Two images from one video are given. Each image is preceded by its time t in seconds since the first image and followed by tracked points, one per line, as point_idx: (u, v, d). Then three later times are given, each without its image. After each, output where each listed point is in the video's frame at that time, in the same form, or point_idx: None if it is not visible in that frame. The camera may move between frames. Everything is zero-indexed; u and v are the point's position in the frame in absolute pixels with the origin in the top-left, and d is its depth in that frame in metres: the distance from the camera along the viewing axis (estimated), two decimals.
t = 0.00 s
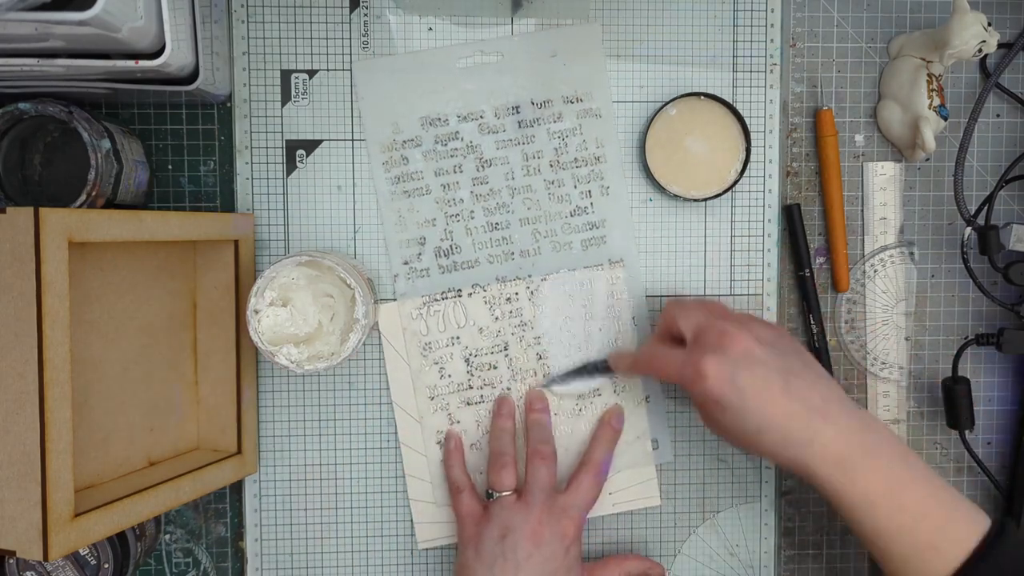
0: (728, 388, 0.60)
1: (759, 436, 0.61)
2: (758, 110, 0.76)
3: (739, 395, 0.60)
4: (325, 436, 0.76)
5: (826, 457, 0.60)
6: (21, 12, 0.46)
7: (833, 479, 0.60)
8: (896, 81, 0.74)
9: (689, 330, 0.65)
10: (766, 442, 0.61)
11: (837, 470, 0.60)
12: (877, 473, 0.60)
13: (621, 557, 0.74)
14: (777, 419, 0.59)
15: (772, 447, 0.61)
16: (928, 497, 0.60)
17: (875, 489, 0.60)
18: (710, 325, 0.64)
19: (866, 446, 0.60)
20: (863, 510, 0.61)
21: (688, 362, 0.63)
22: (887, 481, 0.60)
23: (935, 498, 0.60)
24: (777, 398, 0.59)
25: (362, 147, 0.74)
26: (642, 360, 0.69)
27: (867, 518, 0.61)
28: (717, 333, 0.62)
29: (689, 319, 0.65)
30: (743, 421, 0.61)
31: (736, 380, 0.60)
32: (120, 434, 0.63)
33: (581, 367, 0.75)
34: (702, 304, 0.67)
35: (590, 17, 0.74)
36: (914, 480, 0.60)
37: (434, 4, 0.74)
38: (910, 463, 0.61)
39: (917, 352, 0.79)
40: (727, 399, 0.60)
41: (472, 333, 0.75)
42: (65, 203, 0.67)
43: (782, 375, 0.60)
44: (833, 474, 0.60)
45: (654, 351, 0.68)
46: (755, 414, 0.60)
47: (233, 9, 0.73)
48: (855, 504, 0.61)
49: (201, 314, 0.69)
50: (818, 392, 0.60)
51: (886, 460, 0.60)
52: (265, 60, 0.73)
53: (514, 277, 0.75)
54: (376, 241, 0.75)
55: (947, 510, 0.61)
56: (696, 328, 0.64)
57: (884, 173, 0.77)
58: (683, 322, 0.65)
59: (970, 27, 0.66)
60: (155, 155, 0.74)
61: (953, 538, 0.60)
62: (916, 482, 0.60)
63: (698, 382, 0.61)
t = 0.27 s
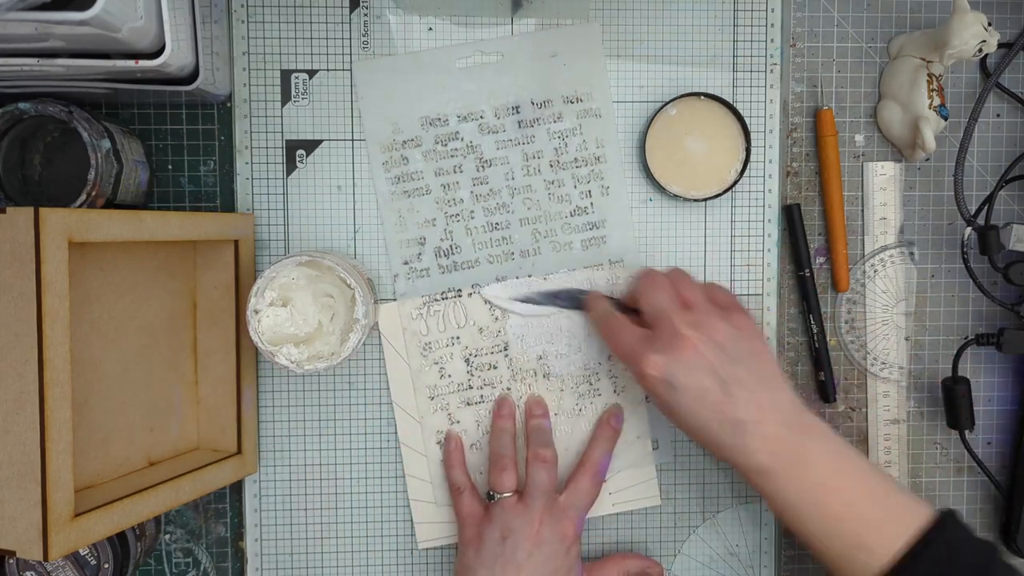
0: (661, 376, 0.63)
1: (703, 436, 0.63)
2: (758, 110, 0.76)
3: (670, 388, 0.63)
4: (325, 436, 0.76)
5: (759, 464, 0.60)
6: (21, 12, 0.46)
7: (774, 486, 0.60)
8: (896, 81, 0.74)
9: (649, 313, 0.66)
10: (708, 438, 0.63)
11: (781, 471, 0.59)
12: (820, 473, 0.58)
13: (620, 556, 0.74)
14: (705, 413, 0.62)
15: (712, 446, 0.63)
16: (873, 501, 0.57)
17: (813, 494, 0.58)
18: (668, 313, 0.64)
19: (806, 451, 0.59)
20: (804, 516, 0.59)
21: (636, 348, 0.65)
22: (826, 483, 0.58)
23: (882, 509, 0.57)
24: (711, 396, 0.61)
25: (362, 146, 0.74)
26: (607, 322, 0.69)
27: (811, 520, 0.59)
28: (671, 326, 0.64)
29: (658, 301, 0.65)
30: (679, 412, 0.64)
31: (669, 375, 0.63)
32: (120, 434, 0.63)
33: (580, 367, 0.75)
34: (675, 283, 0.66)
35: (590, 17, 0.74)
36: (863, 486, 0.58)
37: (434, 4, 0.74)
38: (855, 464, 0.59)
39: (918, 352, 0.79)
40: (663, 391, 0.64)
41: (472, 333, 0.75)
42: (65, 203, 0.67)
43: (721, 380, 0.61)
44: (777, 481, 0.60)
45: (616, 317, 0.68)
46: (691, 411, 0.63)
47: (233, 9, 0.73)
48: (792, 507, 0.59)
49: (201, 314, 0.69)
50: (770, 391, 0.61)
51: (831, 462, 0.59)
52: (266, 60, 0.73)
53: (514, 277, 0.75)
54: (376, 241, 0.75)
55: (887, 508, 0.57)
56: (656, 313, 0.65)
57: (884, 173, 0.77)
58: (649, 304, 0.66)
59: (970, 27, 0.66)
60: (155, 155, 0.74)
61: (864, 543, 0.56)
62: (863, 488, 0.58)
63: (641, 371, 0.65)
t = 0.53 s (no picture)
0: (647, 419, 0.62)
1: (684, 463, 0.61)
2: (758, 110, 0.76)
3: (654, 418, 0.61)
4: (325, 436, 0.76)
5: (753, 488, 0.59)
6: (21, 12, 0.46)
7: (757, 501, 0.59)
8: (896, 81, 0.74)
9: (626, 351, 0.66)
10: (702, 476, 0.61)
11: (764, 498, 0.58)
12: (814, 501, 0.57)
13: None
14: (699, 445, 0.60)
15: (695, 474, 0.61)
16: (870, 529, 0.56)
17: (808, 521, 0.57)
18: (642, 349, 0.64)
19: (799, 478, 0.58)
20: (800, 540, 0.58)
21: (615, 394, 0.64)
22: (808, 506, 0.57)
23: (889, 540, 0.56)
24: (697, 420, 0.60)
25: (362, 147, 0.74)
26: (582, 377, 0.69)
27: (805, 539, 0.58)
28: (648, 361, 0.63)
29: (627, 340, 0.66)
30: (669, 449, 0.61)
31: (655, 412, 0.61)
32: (120, 434, 0.63)
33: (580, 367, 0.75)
34: (644, 323, 0.68)
35: (591, 17, 0.74)
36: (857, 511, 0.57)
37: (434, 4, 0.74)
38: (843, 471, 0.59)
39: (918, 352, 0.79)
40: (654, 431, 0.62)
41: (472, 333, 0.75)
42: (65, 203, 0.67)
43: (706, 406, 0.60)
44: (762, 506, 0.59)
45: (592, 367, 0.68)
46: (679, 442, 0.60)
47: (233, 9, 0.73)
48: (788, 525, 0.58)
49: (200, 315, 0.69)
50: (745, 408, 0.61)
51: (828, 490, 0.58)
52: (266, 60, 0.73)
53: (514, 277, 0.75)
54: (376, 241, 0.75)
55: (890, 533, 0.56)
56: (628, 351, 0.65)
57: (884, 173, 0.77)
58: (620, 342, 0.67)
59: (970, 27, 0.66)
60: (155, 155, 0.74)
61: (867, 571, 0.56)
62: (856, 511, 0.57)
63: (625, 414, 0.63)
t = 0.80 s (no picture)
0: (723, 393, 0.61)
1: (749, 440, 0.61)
2: (758, 110, 0.76)
3: (729, 391, 0.60)
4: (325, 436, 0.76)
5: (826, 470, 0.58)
6: (21, 12, 0.46)
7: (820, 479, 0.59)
8: (896, 81, 0.74)
9: (692, 335, 0.66)
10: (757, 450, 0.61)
11: (834, 482, 0.57)
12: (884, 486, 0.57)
13: None
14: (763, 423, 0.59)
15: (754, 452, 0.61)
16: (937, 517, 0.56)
17: (878, 504, 0.57)
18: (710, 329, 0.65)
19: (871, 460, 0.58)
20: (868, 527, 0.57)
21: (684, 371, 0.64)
22: (874, 487, 0.57)
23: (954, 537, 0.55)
24: (772, 396, 0.59)
25: (362, 147, 0.74)
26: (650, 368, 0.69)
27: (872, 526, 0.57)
28: (717, 337, 0.63)
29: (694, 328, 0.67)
30: (739, 426, 0.60)
31: (730, 383, 0.60)
32: (120, 434, 0.63)
33: (580, 367, 0.75)
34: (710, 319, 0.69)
35: (590, 17, 0.74)
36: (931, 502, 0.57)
37: (434, 4, 0.74)
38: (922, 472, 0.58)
39: (918, 352, 0.79)
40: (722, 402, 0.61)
41: (472, 333, 0.75)
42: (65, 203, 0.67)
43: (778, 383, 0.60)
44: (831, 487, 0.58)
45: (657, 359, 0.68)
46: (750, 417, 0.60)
47: (233, 9, 0.73)
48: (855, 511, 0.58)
49: (201, 315, 0.69)
50: (818, 394, 0.60)
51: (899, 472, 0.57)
52: (266, 60, 0.73)
53: (514, 277, 0.75)
54: (376, 241, 0.75)
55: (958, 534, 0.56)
56: (697, 336, 0.65)
57: (884, 173, 0.77)
58: (689, 331, 0.67)
59: (970, 27, 0.66)
60: (155, 155, 0.74)
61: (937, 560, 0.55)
62: (929, 500, 0.57)
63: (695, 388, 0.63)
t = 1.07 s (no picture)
0: (770, 379, 0.61)
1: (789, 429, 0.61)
2: (758, 110, 0.76)
3: (774, 377, 0.61)
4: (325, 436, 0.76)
5: (865, 449, 0.58)
6: (21, 12, 0.46)
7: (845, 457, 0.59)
8: (896, 81, 0.74)
9: (733, 321, 0.66)
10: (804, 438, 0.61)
11: (887, 463, 0.57)
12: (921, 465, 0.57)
13: None
14: (823, 410, 0.60)
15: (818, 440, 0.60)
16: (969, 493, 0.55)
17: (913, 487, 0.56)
18: (755, 314, 0.65)
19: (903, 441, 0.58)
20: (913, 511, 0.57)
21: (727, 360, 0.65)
22: (909, 475, 0.57)
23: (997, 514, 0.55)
24: (816, 383, 0.60)
25: (362, 147, 0.74)
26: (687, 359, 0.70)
27: (897, 505, 0.57)
28: (763, 323, 0.64)
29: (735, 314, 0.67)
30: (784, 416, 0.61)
31: (773, 369, 0.61)
32: (120, 434, 0.63)
33: (580, 367, 0.75)
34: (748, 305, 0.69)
35: (591, 17, 0.74)
36: (949, 479, 0.56)
37: (434, 5, 0.74)
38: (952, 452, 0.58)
39: (918, 352, 0.79)
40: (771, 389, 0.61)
41: (472, 333, 0.75)
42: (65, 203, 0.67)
43: (823, 368, 0.61)
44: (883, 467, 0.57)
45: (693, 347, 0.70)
46: (789, 400, 0.60)
47: (233, 9, 0.73)
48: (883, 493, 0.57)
49: (201, 315, 0.69)
50: (854, 379, 0.61)
51: (910, 449, 0.57)
52: (265, 60, 0.73)
53: (514, 278, 0.75)
54: (376, 241, 0.75)
55: None
56: (737, 322, 0.66)
57: (884, 173, 0.77)
58: (724, 320, 0.68)
59: (970, 27, 0.66)
60: (155, 155, 0.74)
61: (970, 540, 0.54)
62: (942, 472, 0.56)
63: (741, 376, 0.63)
